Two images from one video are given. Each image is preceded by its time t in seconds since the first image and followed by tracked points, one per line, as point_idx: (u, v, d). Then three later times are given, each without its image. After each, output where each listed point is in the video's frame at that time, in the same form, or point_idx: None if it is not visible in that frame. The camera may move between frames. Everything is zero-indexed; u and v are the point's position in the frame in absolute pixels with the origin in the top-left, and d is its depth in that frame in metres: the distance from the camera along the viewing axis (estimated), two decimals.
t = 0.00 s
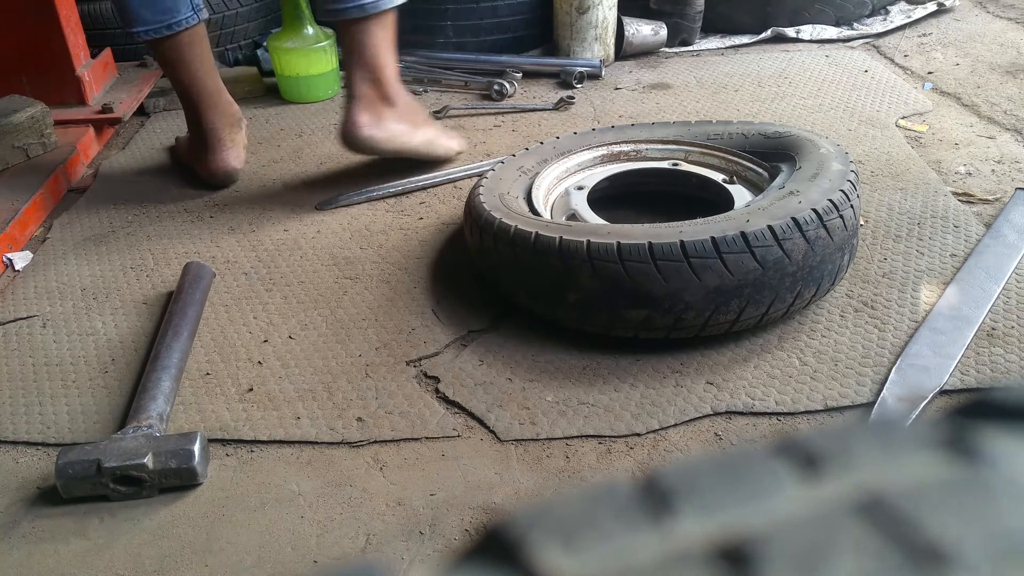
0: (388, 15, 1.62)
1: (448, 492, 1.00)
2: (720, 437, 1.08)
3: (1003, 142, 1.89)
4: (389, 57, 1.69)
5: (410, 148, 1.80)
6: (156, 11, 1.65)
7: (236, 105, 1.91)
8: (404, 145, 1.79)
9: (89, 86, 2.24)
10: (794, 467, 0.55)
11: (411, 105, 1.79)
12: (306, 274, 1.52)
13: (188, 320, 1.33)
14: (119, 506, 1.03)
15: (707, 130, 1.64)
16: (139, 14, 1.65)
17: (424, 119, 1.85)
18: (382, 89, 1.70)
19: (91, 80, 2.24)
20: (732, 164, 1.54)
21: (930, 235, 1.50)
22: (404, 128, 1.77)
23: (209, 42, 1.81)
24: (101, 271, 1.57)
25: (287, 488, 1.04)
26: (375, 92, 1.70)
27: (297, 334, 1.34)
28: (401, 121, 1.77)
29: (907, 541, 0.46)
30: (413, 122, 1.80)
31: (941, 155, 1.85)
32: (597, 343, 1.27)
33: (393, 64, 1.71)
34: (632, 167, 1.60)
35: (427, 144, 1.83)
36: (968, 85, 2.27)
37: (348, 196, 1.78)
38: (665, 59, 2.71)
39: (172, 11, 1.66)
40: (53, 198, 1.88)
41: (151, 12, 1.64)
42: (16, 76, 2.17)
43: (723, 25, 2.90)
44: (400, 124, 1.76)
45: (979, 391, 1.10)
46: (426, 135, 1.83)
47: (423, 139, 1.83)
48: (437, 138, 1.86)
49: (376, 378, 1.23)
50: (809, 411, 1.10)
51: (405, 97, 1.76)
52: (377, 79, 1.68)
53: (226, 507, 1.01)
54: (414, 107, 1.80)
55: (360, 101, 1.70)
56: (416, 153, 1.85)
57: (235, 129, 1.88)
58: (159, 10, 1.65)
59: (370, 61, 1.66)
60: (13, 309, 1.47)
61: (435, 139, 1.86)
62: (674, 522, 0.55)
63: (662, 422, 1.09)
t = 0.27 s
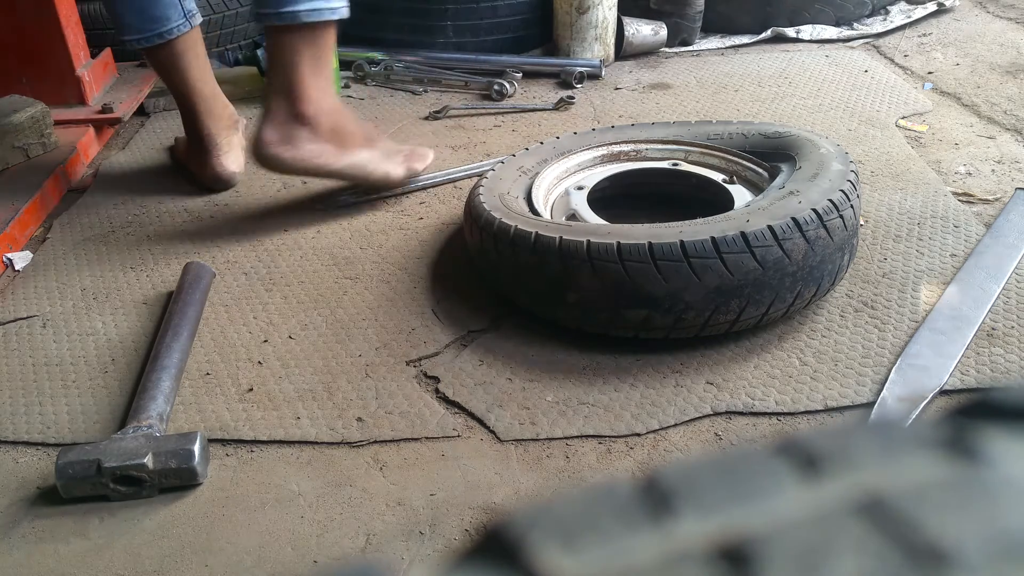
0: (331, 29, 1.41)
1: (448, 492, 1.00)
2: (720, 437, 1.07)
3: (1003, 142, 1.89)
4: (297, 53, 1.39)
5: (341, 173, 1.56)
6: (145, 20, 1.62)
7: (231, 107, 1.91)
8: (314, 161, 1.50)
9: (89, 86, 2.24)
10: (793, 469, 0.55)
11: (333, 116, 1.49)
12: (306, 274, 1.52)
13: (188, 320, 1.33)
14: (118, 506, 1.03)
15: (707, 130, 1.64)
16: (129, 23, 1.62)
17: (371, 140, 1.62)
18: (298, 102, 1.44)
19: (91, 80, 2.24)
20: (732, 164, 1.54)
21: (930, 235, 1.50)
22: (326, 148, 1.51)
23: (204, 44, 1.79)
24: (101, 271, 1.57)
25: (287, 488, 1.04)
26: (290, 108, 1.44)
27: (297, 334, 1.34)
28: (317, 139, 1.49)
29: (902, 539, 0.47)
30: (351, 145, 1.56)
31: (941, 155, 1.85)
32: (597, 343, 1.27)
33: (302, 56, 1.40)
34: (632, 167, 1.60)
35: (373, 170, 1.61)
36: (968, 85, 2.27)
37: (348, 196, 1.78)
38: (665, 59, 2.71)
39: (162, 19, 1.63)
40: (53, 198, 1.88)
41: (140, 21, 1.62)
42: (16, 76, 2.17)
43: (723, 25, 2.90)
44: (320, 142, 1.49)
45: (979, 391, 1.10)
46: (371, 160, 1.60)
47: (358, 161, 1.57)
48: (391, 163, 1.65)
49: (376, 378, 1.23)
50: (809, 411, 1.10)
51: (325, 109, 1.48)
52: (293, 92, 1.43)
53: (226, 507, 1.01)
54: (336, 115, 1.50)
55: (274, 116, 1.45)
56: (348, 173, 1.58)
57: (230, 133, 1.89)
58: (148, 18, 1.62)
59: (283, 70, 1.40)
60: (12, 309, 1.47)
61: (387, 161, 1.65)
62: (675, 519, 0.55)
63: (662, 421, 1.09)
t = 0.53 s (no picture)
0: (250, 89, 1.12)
1: (447, 492, 1.00)
2: (720, 437, 1.07)
3: (1003, 142, 1.89)
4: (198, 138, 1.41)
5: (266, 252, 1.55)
6: (142, 19, 1.62)
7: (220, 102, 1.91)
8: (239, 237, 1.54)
9: (89, 86, 2.24)
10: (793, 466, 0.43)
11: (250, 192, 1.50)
12: (306, 274, 1.52)
13: (188, 320, 1.32)
14: (118, 506, 1.03)
15: (706, 130, 1.64)
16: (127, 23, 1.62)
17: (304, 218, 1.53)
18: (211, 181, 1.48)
19: (91, 80, 2.24)
20: (732, 164, 1.54)
21: (930, 235, 1.50)
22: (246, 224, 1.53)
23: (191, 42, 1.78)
24: (101, 271, 1.57)
25: (287, 488, 1.04)
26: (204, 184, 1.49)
27: (297, 334, 1.34)
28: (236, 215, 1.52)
29: (909, 540, 0.37)
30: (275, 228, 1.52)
31: (941, 155, 1.85)
32: (597, 343, 1.27)
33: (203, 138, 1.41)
34: (632, 167, 1.60)
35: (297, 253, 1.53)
36: (968, 85, 2.27)
37: (348, 196, 1.78)
38: (665, 59, 2.71)
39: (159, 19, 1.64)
40: (53, 198, 1.88)
41: (140, 21, 1.62)
42: (16, 76, 2.17)
43: (723, 25, 2.90)
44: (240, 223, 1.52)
45: (979, 392, 1.10)
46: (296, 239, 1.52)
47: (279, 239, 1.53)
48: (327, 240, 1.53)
49: (376, 378, 1.23)
50: (809, 411, 1.10)
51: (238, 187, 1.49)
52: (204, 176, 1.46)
53: (226, 507, 1.01)
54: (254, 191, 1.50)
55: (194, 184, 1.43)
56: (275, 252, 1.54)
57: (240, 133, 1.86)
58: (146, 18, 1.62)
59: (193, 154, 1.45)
60: (12, 309, 1.47)
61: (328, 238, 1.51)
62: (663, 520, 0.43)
63: (662, 422, 1.09)
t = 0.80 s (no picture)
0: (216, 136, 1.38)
1: (447, 492, 1.00)
2: (720, 437, 1.07)
3: (1002, 142, 1.89)
4: (165, 174, 1.38)
5: (253, 269, 1.50)
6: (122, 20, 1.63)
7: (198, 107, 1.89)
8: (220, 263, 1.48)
9: (89, 86, 2.24)
10: (794, 475, 0.67)
11: (226, 218, 1.46)
12: (306, 275, 1.52)
13: (188, 320, 1.32)
14: (118, 506, 1.03)
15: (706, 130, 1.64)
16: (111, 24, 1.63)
17: (282, 224, 1.50)
18: (185, 219, 1.44)
19: (91, 80, 2.24)
20: (732, 164, 1.54)
21: (930, 235, 1.50)
22: (226, 250, 1.48)
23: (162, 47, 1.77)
24: (101, 271, 1.57)
25: (287, 488, 1.04)
26: (176, 223, 1.45)
27: (297, 334, 1.34)
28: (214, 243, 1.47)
29: (908, 541, 0.55)
30: (256, 243, 1.48)
31: (941, 155, 1.85)
32: (597, 343, 1.27)
33: (169, 171, 1.38)
34: (632, 167, 1.60)
35: (284, 259, 1.50)
36: (968, 85, 2.26)
37: (347, 195, 1.78)
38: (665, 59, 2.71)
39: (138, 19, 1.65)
40: (53, 198, 1.88)
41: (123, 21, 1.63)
42: (16, 76, 2.17)
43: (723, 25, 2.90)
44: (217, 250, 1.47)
45: (979, 392, 1.10)
46: (280, 246, 1.49)
47: (261, 252, 1.48)
48: (310, 238, 1.50)
49: (376, 378, 1.23)
50: (809, 411, 1.10)
51: (213, 218, 1.45)
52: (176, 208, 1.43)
53: (226, 507, 1.01)
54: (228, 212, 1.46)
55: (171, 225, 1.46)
56: (262, 268, 1.50)
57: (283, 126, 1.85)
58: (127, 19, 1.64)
59: (161, 191, 1.42)
60: (12, 309, 1.47)
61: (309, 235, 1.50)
62: (671, 516, 0.66)
63: (662, 422, 1.09)
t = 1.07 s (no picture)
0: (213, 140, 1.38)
1: (447, 492, 1.00)
2: (720, 437, 1.07)
3: (1003, 142, 1.89)
4: (162, 174, 1.38)
5: (255, 263, 1.51)
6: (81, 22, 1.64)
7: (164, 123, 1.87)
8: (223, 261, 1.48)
9: (89, 86, 2.25)
10: (796, 474, 0.67)
11: (225, 216, 1.46)
12: (306, 275, 1.52)
13: (188, 320, 1.32)
14: (119, 506, 1.03)
15: (705, 130, 1.64)
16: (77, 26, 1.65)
17: (280, 215, 1.51)
18: (183, 219, 1.44)
19: (91, 80, 2.24)
20: (733, 164, 1.54)
21: (930, 235, 1.50)
22: (227, 248, 1.47)
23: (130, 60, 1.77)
24: (100, 271, 1.57)
25: (287, 489, 1.04)
26: (175, 225, 1.45)
27: (297, 334, 1.34)
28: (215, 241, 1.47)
29: (908, 541, 0.56)
30: (257, 236, 1.49)
31: (941, 155, 1.85)
32: (597, 343, 1.27)
33: (166, 172, 1.38)
34: (632, 167, 1.60)
35: (285, 250, 1.51)
36: (968, 85, 2.26)
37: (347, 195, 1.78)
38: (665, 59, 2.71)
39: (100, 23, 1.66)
40: (54, 197, 1.88)
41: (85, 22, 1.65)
42: (16, 76, 2.17)
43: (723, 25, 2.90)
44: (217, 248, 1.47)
45: (978, 392, 1.10)
46: (280, 237, 1.50)
47: (263, 245, 1.49)
48: (309, 226, 1.52)
49: (376, 378, 1.23)
50: (809, 411, 1.10)
51: (212, 217, 1.45)
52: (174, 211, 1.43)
53: (227, 507, 1.01)
54: (227, 208, 1.46)
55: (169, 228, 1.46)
56: (262, 263, 1.51)
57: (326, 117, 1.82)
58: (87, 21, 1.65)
59: (158, 194, 1.42)
60: (12, 309, 1.47)
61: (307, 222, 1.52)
62: (671, 515, 0.66)
63: (662, 422, 1.09)
